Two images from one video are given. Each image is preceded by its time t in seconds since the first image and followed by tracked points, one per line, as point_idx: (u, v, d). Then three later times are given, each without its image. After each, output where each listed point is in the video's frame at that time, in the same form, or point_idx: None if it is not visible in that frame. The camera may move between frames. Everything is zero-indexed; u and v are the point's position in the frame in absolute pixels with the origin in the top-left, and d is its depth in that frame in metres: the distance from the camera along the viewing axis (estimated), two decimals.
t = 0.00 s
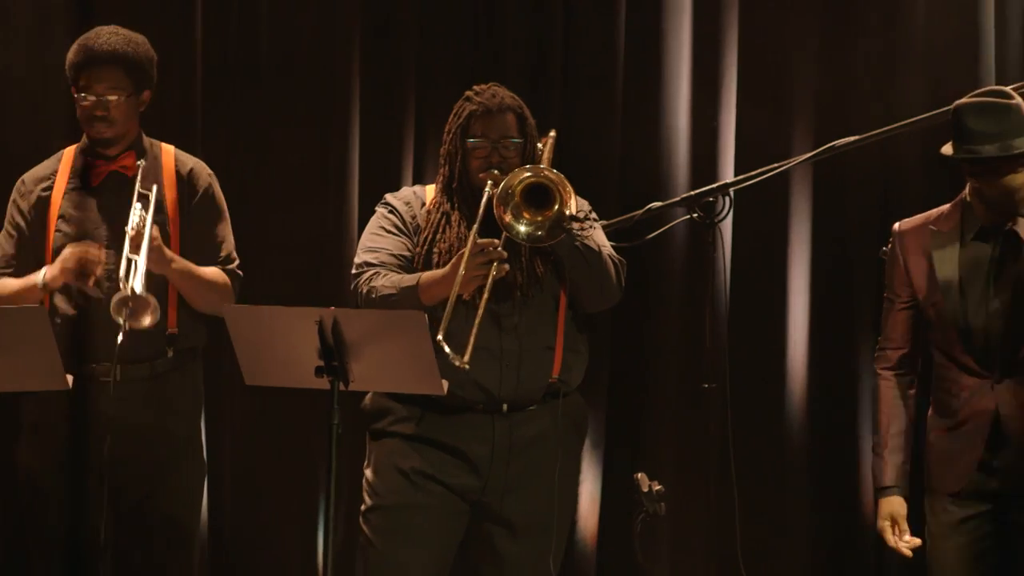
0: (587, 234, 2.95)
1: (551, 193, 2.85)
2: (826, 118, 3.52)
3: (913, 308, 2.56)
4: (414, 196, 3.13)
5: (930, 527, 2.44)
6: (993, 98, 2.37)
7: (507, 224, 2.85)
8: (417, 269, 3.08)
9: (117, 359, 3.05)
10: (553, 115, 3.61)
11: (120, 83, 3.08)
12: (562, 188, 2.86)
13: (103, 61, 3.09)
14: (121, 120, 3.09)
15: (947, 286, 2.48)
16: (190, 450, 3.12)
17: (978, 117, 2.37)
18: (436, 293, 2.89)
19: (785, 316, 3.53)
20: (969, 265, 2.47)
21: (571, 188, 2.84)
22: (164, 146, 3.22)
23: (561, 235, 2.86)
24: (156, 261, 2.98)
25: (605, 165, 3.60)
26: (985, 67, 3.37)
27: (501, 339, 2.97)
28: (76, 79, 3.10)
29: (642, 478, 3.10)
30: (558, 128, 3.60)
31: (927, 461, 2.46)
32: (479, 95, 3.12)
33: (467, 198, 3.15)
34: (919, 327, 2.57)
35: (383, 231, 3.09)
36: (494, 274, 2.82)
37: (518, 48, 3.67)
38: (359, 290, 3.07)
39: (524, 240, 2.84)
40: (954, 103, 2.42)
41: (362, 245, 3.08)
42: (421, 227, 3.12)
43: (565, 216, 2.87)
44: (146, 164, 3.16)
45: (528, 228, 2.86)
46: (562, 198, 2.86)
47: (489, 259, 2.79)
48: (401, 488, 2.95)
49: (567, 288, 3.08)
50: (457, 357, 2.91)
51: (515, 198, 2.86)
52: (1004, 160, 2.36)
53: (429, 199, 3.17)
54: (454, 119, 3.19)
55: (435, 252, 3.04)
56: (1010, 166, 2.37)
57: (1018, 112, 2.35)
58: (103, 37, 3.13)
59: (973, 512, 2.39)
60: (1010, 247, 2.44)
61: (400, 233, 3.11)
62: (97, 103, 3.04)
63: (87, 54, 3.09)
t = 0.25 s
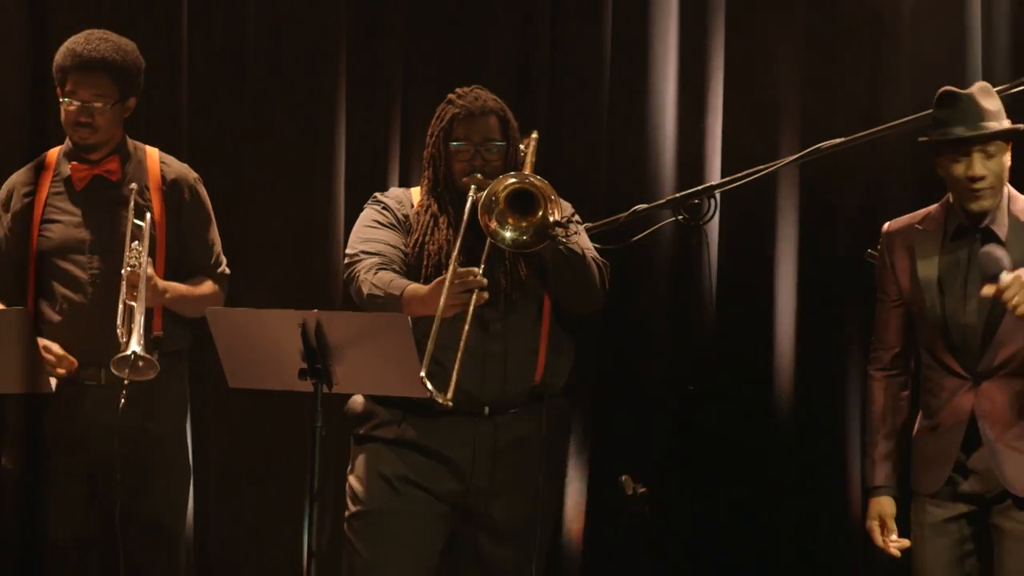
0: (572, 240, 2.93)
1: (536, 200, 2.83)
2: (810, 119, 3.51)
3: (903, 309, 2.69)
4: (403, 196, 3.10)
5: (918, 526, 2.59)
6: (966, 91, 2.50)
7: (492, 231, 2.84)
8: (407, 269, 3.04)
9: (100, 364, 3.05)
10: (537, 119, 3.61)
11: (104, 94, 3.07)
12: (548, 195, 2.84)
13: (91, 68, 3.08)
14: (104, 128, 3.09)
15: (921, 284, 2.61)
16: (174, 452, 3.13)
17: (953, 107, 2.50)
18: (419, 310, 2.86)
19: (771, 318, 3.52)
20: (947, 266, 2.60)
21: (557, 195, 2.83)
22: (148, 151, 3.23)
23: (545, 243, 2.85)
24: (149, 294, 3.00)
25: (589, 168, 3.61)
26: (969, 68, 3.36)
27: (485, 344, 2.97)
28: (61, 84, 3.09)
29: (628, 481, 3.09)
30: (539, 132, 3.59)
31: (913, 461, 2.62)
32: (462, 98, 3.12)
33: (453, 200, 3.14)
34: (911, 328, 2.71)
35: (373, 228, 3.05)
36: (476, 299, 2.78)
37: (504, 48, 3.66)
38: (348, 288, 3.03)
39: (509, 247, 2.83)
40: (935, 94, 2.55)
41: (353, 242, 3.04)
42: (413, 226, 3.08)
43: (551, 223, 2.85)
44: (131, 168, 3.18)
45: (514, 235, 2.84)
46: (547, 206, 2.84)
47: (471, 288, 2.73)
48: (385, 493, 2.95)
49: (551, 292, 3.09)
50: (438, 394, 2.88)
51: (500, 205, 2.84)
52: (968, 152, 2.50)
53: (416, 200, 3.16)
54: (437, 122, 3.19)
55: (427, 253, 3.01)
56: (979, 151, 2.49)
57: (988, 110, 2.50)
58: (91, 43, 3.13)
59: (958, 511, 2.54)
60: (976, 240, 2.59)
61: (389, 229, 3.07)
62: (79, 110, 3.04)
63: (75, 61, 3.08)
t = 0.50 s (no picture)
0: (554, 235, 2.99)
1: (518, 194, 2.90)
2: (796, 118, 3.52)
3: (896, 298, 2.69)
4: (386, 196, 3.12)
5: (903, 524, 2.55)
6: (936, 73, 2.59)
7: (473, 223, 2.91)
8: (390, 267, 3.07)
9: (84, 366, 3.05)
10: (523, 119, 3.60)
11: (84, 97, 3.08)
12: (530, 188, 2.90)
13: (72, 71, 3.07)
14: (85, 132, 3.09)
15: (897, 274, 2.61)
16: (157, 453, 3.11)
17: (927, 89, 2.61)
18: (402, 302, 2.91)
19: (757, 318, 3.52)
20: (925, 257, 2.61)
21: (538, 190, 2.88)
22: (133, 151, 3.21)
23: (526, 236, 2.91)
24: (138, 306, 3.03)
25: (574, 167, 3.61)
26: (954, 68, 3.37)
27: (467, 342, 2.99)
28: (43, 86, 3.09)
29: (611, 482, 3.09)
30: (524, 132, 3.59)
31: (900, 459, 2.58)
32: (446, 98, 3.12)
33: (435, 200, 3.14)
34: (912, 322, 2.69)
35: (356, 227, 3.08)
36: (456, 288, 2.88)
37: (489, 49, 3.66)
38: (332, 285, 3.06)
39: (490, 239, 2.91)
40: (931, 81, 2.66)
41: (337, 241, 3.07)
42: (395, 226, 3.11)
43: (532, 216, 2.91)
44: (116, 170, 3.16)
45: (495, 228, 2.92)
46: (529, 199, 2.90)
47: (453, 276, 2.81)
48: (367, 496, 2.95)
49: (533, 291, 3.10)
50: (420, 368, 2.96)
51: (482, 197, 2.91)
52: (923, 129, 2.57)
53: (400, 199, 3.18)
54: (420, 121, 3.18)
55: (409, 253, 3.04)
56: (926, 131, 2.56)
57: (948, 91, 2.56)
58: (73, 46, 3.11)
59: (938, 507, 2.49)
60: (950, 229, 2.60)
61: (372, 228, 3.10)
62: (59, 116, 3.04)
63: (56, 64, 3.07)
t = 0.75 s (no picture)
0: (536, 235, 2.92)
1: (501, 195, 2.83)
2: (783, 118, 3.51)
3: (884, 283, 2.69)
4: (369, 198, 3.11)
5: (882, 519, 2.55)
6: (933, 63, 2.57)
7: (456, 225, 2.84)
8: (373, 270, 3.05)
9: (67, 368, 3.05)
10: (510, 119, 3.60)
11: (68, 98, 3.07)
12: (513, 190, 2.84)
13: (56, 72, 3.07)
14: (69, 134, 3.08)
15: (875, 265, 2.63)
16: (141, 456, 3.10)
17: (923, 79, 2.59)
18: (381, 302, 2.86)
19: (744, 320, 3.51)
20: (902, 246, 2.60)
21: (522, 191, 2.82)
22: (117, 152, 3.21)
23: (510, 238, 2.85)
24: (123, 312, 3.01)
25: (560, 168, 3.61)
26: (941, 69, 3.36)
27: (450, 343, 2.95)
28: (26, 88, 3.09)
29: (596, 484, 3.08)
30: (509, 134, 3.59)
31: (881, 447, 2.58)
32: (431, 100, 3.11)
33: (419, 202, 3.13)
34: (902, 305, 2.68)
35: (338, 229, 3.06)
36: (436, 289, 2.79)
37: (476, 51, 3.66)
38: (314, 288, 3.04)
39: (473, 241, 2.83)
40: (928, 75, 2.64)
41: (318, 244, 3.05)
42: (378, 228, 3.09)
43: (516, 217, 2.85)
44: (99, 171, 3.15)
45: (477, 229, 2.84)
46: (512, 200, 2.84)
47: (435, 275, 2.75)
48: (353, 497, 2.93)
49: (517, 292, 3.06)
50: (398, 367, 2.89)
51: (465, 198, 2.83)
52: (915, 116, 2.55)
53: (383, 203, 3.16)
54: (405, 124, 3.17)
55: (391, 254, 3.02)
56: (919, 117, 2.54)
57: (943, 80, 2.55)
58: (54, 47, 3.11)
59: (904, 510, 2.50)
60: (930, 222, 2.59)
61: (355, 231, 3.08)
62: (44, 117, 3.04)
63: (39, 66, 3.07)
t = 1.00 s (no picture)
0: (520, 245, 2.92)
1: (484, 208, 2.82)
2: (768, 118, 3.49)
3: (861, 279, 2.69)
4: (350, 204, 3.10)
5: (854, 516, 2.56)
6: (906, 74, 2.56)
7: (439, 237, 2.84)
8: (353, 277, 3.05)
9: (49, 370, 3.05)
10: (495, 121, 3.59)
11: (51, 99, 3.06)
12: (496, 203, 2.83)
13: (38, 73, 3.07)
14: (52, 134, 3.07)
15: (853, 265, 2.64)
16: (121, 457, 3.10)
17: (897, 91, 2.58)
18: (367, 312, 2.87)
19: (728, 322, 3.50)
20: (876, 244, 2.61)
21: (505, 205, 2.82)
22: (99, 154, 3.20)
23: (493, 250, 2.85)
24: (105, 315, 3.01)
25: (544, 168, 3.61)
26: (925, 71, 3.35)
27: (435, 351, 2.94)
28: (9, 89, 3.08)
29: (578, 487, 3.08)
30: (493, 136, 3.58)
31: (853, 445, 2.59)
32: (414, 104, 3.09)
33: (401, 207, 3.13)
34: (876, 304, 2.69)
35: (319, 238, 3.06)
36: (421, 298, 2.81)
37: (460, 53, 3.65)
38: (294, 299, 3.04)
39: (456, 254, 2.83)
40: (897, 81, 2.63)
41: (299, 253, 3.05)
42: (359, 235, 3.09)
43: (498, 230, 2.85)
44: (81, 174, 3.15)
45: (461, 241, 2.84)
46: (495, 213, 2.83)
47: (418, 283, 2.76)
48: (335, 496, 2.92)
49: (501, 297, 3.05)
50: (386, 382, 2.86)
51: (448, 211, 2.83)
52: (897, 132, 2.53)
53: (364, 206, 3.15)
54: (388, 127, 3.16)
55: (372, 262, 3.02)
56: (901, 134, 2.52)
57: (921, 93, 2.53)
58: (36, 49, 3.11)
59: (874, 513, 2.51)
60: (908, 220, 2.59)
61: (336, 239, 3.08)
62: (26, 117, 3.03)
63: (21, 67, 3.07)
